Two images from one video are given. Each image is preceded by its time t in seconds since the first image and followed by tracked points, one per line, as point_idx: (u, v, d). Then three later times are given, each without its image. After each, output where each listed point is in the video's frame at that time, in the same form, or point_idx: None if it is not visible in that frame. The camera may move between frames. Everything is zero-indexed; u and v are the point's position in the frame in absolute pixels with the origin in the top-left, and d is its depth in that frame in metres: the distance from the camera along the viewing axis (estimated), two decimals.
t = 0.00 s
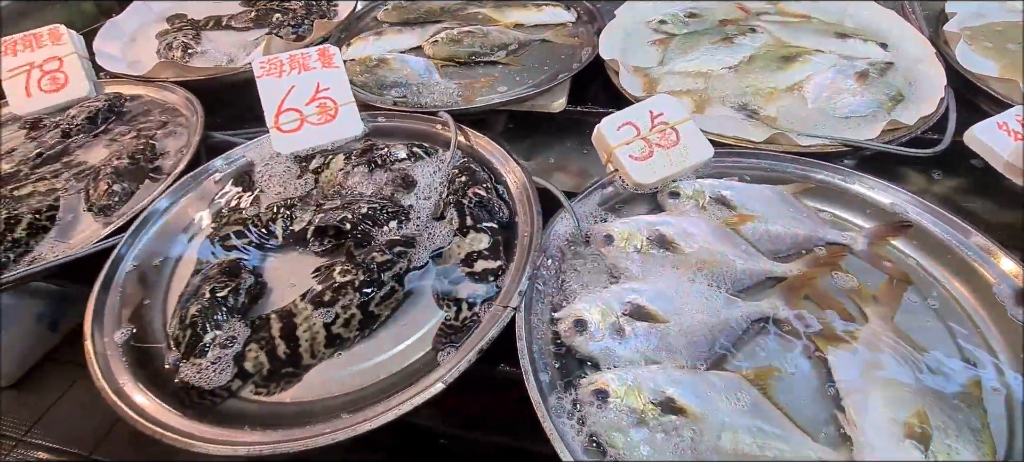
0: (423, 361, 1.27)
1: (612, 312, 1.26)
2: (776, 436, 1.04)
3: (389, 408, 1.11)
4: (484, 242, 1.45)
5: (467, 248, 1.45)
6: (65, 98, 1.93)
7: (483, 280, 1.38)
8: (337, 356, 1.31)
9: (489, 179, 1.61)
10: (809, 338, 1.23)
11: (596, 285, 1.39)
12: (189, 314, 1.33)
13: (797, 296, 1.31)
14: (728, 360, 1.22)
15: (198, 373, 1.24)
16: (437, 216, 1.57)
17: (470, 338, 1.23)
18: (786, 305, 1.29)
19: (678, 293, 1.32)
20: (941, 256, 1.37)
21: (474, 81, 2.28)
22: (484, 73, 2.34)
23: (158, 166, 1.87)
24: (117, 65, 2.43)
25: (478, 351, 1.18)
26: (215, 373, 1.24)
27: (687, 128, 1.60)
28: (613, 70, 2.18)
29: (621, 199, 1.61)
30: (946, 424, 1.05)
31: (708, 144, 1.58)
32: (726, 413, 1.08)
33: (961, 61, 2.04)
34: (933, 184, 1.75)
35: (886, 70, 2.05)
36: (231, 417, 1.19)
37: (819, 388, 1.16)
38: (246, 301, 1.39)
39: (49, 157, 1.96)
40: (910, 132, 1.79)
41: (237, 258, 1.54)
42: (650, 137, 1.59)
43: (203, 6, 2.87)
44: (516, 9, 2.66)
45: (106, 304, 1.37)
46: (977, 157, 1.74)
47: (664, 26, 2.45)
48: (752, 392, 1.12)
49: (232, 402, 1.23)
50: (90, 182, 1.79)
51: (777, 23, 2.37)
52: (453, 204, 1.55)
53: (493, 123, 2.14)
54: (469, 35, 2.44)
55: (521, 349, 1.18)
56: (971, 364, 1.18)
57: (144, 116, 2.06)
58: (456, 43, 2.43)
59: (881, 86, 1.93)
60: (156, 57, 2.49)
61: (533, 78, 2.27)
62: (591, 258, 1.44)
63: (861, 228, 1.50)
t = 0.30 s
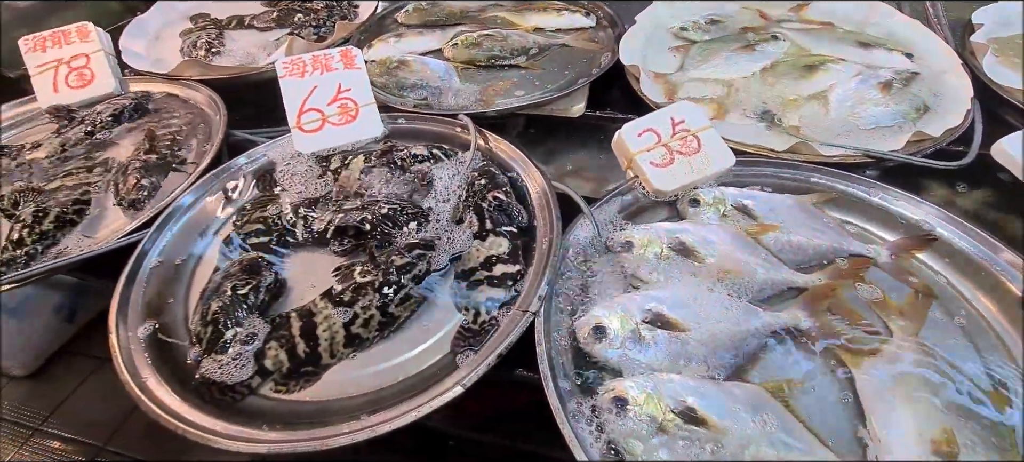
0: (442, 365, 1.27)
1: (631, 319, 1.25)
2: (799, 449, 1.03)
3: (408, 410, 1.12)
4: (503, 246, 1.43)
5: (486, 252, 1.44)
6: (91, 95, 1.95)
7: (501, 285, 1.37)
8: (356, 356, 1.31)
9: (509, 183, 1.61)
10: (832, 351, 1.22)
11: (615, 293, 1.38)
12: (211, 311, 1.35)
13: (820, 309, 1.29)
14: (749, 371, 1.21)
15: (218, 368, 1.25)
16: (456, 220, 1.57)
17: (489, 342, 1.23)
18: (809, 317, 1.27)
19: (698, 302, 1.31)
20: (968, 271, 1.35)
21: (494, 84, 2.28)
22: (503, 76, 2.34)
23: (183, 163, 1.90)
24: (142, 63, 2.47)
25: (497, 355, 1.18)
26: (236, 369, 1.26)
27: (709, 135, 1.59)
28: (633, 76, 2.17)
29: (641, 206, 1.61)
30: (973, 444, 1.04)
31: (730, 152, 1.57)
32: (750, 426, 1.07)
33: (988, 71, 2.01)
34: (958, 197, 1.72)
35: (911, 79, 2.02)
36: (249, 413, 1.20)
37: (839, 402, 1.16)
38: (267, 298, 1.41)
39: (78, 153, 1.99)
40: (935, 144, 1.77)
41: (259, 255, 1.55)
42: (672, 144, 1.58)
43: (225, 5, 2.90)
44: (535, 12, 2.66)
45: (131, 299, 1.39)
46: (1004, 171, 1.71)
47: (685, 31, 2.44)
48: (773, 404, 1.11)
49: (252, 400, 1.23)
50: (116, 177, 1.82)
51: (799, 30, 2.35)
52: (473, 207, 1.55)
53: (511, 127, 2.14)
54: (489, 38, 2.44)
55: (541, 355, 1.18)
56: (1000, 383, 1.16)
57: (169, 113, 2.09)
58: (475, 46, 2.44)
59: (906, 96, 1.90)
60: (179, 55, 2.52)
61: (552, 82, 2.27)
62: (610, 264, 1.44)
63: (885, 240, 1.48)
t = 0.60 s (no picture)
0: (460, 369, 1.27)
1: (651, 328, 1.24)
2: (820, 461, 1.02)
3: (427, 415, 1.12)
4: (521, 251, 1.46)
5: (504, 257, 1.45)
6: (115, 93, 2.00)
7: (519, 290, 1.39)
8: (373, 358, 1.32)
9: (526, 189, 1.62)
10: (853, 363, 1.20)
11: (633, 301, 1.38)
12: (232, 311, 1.37)
13: (841, 323, 1.28)
14: (767, 384, 1.21)
15: (241, 367, 1.28)
16: (474, 225, 1.57)
17: (508, 348, 1.22)
18: (829, 330, 1.26)
19: (717, 312, 1.30)
20: (994, 285, 1.33)
21: (511, 89, 2.28)
22: (521, 81, 2.34)
23: (202, 163, 1.91)
24: (164, 62, 2.50)
25: (515, 361, 1.18)
26: (256, 368, 1.28)
27: (729, 145, 1.58)
28: (652, 83, 2.16)
29: (659, 215, 1.60)
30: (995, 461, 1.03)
31: (750, 162, 1.56)
32: (771, 438, 1.07)
33: (1012, 84, 1.99)
34: (980, 210, 1.70)
35: (933, 91, 2.00)
36: (268, 414, 1.21)
37: (860, 415, 1.14)
38: (285, 300, 1.42)
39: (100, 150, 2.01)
40: (958, 157, 1.74)
41: (278, 256, 1.57)
42: (691, 153, 1.57)
43: (246, 6, 2.93)
44: (553, 18, 2.66)
45: (152, 298, 1.40)
46: None
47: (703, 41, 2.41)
48: (793, 416, 1.11)
49: (271, 400, 1.25)
50: (137, 175, 1.84)
51: (819, 39, 2.33)
52: (491, 213, 1.55)
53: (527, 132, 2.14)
54: (507, 43, 2.45)
55: (559, 363, 1.18)
56: None
57: (189, 113, 2.11)
58: (493, 51, 2.44)
59: (928, 108, 1.88)
60: (200, 56, 2.55)
61: (569, 87, 2.27)
62: (628, 272, 1.43)
63: (907, 253, 1.46)
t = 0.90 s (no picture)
0: (478, 376, 1.27)
1: (672, 339, 1.23)
2: None
3: (446, 421, 1.13)
4: (539, 258, 1.43)
5: (521, 263, 1.43)
6: (136, 95, 2.06)
7: (537, 297, 1.37)
8: (392, 363, 1.33)
9: (544, 195, 1.61)
10: (875, 379, 1.19)
11: (652, 311, 1.37)
12: (252, 313, 1.38)
13: (863, 336, 1.26)
14: (788, 398, 1.20)
15: (260, 370, 1.29)
16: (491, 231, 1.56)
17: (526, 355, 1.24)
18: (853, 344, 1.24)
19: (738, 323, 1.29)
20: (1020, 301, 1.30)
21: (528, 95, 2.28)
22: (538, 87, 2.34)
23: (223, 164, 1.93)
24: (184, 65, 2.52)
25: (534, 369, 1.19)
26: (275, 372, 1.29)
27: (748, 155, 1.56)
28: (670, 91, 2.14)
29: (677, 224, 1.59)
30: None
31: (770, 172, 1.54)
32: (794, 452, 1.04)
33: None
34: (1003, 224, 1.68)
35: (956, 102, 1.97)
36: (285, 417, 1.22)
37: (883, 430, 1.13)
38: (300, 303, 1.41)
39: (121, 150, 2.03)
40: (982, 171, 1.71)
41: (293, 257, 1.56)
42: (710, 162, 1.56)
43: (264, 10, 2.95)
44: (570, 25, 2.66)
45: (172, 298, 1.41)
46: None
47: (721, 49, 2.40)
48: (815, 430, 1.10)
49: (288, 403, 1.26)
50: (159, 176, 1.86)
51: (838, 49, 2.31)
52: (508, 219, 1.54)
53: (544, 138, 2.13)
54: (524, 50, 2.45)
55: (578, 372, 1.19)
56: None
57: (209, 115, 2.14)
58: (510, 57, 2.44)
59: (950, 120, 1.86)
60: (220, 59, 2.57)
61: (586, 94, 2.26)
62: (647, 281, 1.43)
63: (930, 267, 1.44)
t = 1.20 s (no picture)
0: (489, 381, 1.27)
1: (686, 348, 1.24)
2: None
3: (456, 427, 1.13)
4: (551, 264, 1.44)
5: (534, 269, 1.44)
6: (151, 96, 2.05)
7: (550, 303, 1.38)
8: (404, 367, 1.33)
9: (557, 201, 1.61)
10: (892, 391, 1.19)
11: (664, 319, 1.37)
12: (265, 314, 1.39)
13: (878, 349, 1.25)
14: (801, 410, 1.20)
15: (273, 372, 1.30)
16: (504, 236, 1.57)
17: (538, 362, 1.23)
18: (868, 355, 1.25)
19: (751, 332, 1.29)
20: None
21: (540, 101, 2.29)
22: (551, 93, 2.35)
23: (238, 166, 1.94)
24: (200, 66, 2.55)
25: (546, 376, 1.18)
26: (287, 376, 1.30)
27: (763, 164, 1.55)
28: (684, 99, 2.13)
29: (690, 232, 1.59)
30: None
31: (785, 181, 1.53)
32: None
33: None
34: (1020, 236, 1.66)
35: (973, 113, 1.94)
36: (297, 419, 1.23)
37: (898, 444, 1.12)
38: (314, 305, 1.42)
39: (137, 149, 2.04)
40: (999, 184, 1.70)
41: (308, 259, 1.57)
42: (724, 171, 1.55)
43: (279, 12, 2.97)
44: (583, 31, 2.67)
45: (189, 299, 1.44)
46: None
47: (734, 57, 2.38)
48: (832, 442, 1.08)
49: (301, 404, 1.27)
50: (175, 177, 1.88)
51: (852, 58, 2.30)
52: (521, 224, 1.55)
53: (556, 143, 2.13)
54: (537, 56, 2.46)
55: (591, 380, 1.19)
56: None
57: (223, 117, 2.15)
58: (523, 63, 2.46)
59: (967, 131, 1.84)
60: (235, 61, 2.60)
61: (599, 100, 2.27)
62: (659, 289, 1.42)
63: (945, 278, 1.43)
